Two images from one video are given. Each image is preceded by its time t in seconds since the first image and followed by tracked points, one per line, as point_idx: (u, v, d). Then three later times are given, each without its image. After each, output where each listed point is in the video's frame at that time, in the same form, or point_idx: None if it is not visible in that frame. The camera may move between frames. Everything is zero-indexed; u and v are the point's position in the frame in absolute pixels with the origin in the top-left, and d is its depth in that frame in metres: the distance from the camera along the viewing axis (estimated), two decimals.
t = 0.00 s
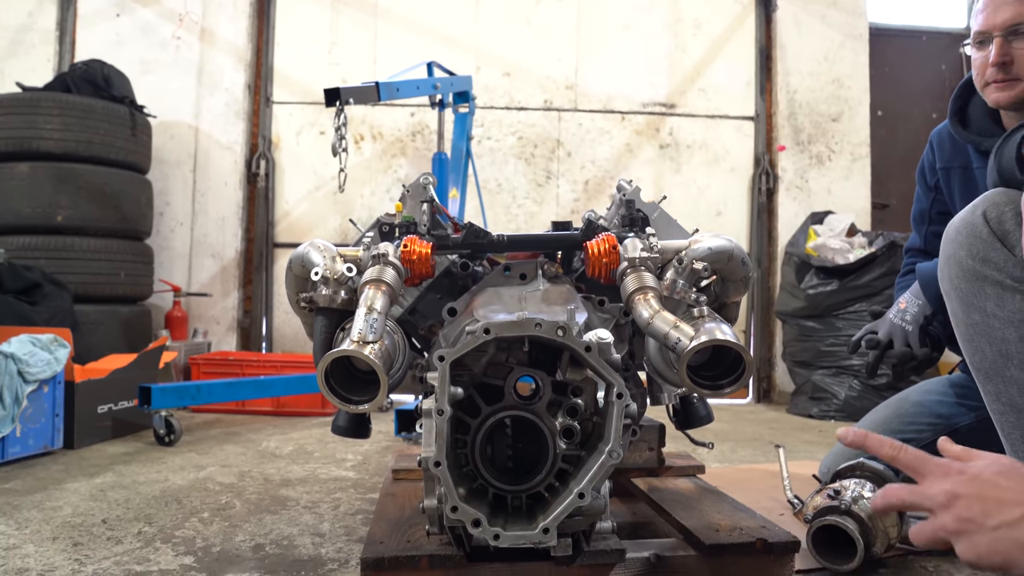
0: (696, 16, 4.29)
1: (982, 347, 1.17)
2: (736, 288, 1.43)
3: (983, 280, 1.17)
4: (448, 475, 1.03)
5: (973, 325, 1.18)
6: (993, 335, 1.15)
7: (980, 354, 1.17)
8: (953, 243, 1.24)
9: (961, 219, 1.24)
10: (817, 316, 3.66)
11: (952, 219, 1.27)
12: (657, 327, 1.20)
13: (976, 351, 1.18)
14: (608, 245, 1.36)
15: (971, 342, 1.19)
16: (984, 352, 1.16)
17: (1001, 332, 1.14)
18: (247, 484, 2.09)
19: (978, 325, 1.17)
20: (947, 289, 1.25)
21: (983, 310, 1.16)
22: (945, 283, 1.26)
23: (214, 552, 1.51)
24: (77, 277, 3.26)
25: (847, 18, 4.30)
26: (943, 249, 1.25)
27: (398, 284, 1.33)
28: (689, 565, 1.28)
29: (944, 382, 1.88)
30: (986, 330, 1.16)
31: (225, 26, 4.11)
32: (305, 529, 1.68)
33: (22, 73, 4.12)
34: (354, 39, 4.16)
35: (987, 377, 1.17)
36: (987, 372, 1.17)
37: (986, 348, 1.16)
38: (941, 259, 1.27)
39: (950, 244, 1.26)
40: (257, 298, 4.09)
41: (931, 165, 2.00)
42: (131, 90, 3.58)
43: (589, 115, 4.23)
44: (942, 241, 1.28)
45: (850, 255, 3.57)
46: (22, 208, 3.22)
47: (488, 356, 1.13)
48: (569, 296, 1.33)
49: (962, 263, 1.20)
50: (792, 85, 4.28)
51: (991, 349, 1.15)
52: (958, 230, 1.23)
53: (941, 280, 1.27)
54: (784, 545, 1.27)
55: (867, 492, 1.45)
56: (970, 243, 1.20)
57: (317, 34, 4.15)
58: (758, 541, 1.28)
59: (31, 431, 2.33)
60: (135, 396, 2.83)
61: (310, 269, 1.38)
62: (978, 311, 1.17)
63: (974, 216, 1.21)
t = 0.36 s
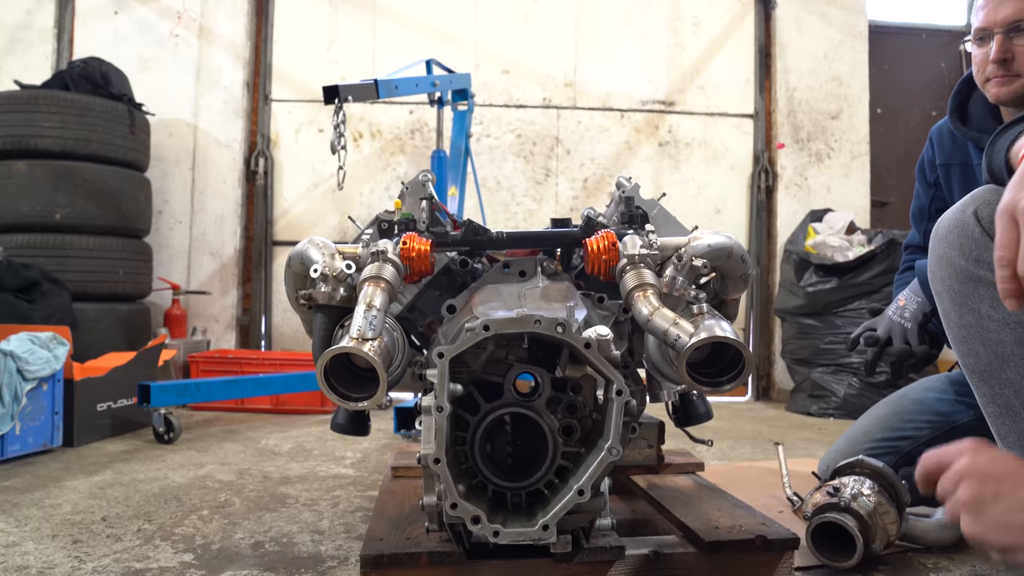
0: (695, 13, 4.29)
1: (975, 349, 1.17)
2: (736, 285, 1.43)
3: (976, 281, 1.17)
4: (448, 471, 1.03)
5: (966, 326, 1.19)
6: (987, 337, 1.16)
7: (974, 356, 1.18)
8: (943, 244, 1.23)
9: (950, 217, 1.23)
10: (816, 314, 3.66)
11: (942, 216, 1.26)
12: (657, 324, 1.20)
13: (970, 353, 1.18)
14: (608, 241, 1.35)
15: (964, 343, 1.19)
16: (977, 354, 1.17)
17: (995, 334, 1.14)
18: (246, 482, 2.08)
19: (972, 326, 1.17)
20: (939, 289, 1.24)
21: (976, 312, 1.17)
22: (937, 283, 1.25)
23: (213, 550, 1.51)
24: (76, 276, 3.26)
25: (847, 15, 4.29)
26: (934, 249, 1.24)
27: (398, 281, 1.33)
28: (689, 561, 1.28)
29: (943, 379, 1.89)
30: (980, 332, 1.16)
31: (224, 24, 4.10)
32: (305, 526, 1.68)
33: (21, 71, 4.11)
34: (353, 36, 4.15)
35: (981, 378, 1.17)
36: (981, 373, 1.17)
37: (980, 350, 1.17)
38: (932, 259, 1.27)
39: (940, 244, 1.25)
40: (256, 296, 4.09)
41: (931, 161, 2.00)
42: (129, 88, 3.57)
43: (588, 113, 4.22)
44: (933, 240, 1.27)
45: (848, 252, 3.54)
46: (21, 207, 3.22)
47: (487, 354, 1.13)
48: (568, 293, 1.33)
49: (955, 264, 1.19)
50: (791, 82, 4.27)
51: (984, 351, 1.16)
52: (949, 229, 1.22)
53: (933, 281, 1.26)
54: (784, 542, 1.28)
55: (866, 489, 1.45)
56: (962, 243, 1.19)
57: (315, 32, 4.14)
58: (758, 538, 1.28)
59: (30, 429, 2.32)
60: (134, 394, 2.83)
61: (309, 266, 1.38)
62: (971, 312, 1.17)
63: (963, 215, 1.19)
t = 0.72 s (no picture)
0: (694, 14, 4.29)
1: (971, 352, 1.18)
2: (735, 286, 1.43)
3: (971, 284, 1.16)
4: (447, 474, 1.03)
5: (962, 329, 1.19)
6: (982, 340, 1.16)
7: (970, 359, 1.19)
8: (939, 247, 1.22)
9: (946, 221, 1.22)
10: (815, 314, 3.66)
11: (938, 218, 1.26)
12: (656, 326, 1.19)
13: (965, 356, 1.19)
14: (607, 243, 1.35)
15: (960, 346, 1.20)
16: (973, 356, 1.18)
17: (990, 337, 1.15)
18: (245, 484, 2.08)
19: (967, 329, 1.18)
20: (934, 292, 1.24)
21: (972, 315, 1.17)
22: (933, 286, 1.25)
23: (213, 552, 1.51)
24: (75, 276, 3.26)
25: (846, 16, 4.30)
26: (930, 252, 1.24)
27: (398, 282, 1.32)
28: (689, 563, 1.27)
29: (943, 380, 1.89)
30: (976, 336, 1.17)
31: (222, 24, 4.10)
32: (304, 528, 1.68)
33: (19, 71, 4.10)
34: (351, 37, 4.15)
35: (978, 381, 1.18)
36: (978, 376, 1.18)
37: (976, 353, 1.17)
38: (926, 262, 1.27)
39: (935, 246, 1.25)
40: (255, 297, 4.08)
41: (930, 162, 2.00)
42: (129, 89, 3.57)
43: (587, 114, 4.22)
44: (928, 243, 1.26)
45: (847, 252, 3.54)
46: (20, 208, 3.21)
47: (487, 356, 1.13)
48: (568, 294, 1.32)
49: (950, 267, 1.19)
50: (790, 83, 4.27)
51: (980, 354, 1.16)
52: (944, 232, 1.21)
53: (929, 283, 1.26)
54: (783, 544, 1.28)
55: (865, 490, 1.45)
56: (957, 247, 1.18)
57: (314, 32, 4.14)
58: (757, 540, 1.28)
59: (29, 430, 2.32)
60: (132, 395, 2.82)
61: (309, 267, 1.38)
62: (966, 315, 1.18)
63: (958, 219, 1.19)
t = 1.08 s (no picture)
0: (693, 16, 4.30)
1: (969, 355, 1.18)
2: (734, 289, 1.43)
3: (970, 288, 1.17)
4: (447, 476, 1.03)
5: (960, 333, 1.19)
6: (980, 343, 1.16)
7: (968, 362, 1.19)
8: (937, 251, 1.23)
9: (944, 226, 1.22)
10: (814, 317, 3.66)
11: (936, 223, 1.26)
12: (655, 329, 1.20)
13: (963, 359, 1.19)
14: (606, 246, 1.36)
15: (958, 349, 1.20)
16: (971, 360, 1.18)
17: (988, 340, 1.15)
18: (244, 485, 2.08)
19: (965, 333, 1.18)
20: (933, 296, 1.25)
21: (971, 318, 1.17)
22: (932, 290, 1.26)
23: (212, 554, 1.51)
24: (74, 278, 3.26)
25: (844, 19, 4.30)
26: (929, 256, 1.24)
27: (397, 285, 1.33)
28: (688, 565, 1.27)
29: (943, 382, 1.90)
30: (975, 339, 1.17)
31: (222, 26, 4.10)
32: (303, 530, 1.68)
33: (19, 73, 4.10)
34: (351, 39, 4.15)
35: (976, 385, 1.18)
36: (976, 380, 1.18)
37: (974, 356, 1.17)
38: (925, 266, 1.27)
39: (934, 250, 1.25)
40: (254, 299, 4.09)
41: (930, 164, 2.01)
42: (129, 91, 3.58)
43: (586, 116, 4.23)
44: (926, 247, 1.27)
45: (847, 255, 3.58)
46: (20, 209, 3.21)
47: (487, 358, 1.13)
48: (567, 297, 1.33)
49: (948, 271, 1.20)
50: (789, 86, 4.28)
51: (978, 357, 1.17)
52: (943, 236, 1.22)
53: (927, 287, 1.27)
54: (782, 546, 1.28)
55: (865, 492, 1.45)
56: (955, 250, 1.19)
57: (314, 34, 4.15)
58: (756, 542, 1.28)
59: (28, 432, 2.32)
60: (131, 397, 2.82)
61: (308, 270, 1.38)
62: (964, 319, 1.18)
63: (956, 223, 1.19)
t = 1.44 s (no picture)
0: (692, 18, 4.30)
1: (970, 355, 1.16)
2: (733, 290, 1.43)
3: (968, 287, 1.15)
4: (446, 478, 1.03)
5: (961, 333, 1.17)
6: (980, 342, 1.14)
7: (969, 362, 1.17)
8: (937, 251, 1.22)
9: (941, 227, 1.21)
10: (813, 318, 3.67)
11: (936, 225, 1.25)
12: (655, 330, 1.20)
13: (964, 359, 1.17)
14: (606, 247, 1.36)
15: (960, 349, 1.18)
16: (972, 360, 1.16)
17: (988, 339, 1.12)
18: (244, 486, 2.08)
19: (966, 333, 1.16)
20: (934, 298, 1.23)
21: (971, 318, 1.15)
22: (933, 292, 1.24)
23: (211, 555, 1.51)
24: (74, 279, 3.25)
25: (844, 20, 4.31)
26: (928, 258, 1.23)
27: (396, 286, 1.33)
28: (687, 565, 1.28)
29: (942, 383, 1.90)
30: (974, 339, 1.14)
31: (222, 27, 4.11)
32: (302, 531, 1.68)
33: (19, 74, 4.10)
34: (350, 40, 4.16)
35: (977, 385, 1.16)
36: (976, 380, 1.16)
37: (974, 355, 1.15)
38: (925, 268, 1.26)
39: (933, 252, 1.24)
40: (254, 300, 4.09)
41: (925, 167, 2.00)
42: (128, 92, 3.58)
43: (586, 117, 4.24)
44: (926, 249, 1.26)
45: (845, 256, 3.57)
46: (19, 210, 3.21)
47: (486, 359, 1.14)
48: (566, 298, 1.33)
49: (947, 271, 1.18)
50: (788, 87, 4.29)
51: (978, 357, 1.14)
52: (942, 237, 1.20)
53: (928, 289, 1.25)
54: (781, 547, 1.28)
55: (864, 493, 1.46)
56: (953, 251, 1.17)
57: (313, 35, 4.16)
58: (755, 543, 1.28)
59: (27, 433, 2.32)
60: (131, 398, 2.82)
61: (308, 271, 1.38)
62: (964, 318, 1.16)
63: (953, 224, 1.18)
